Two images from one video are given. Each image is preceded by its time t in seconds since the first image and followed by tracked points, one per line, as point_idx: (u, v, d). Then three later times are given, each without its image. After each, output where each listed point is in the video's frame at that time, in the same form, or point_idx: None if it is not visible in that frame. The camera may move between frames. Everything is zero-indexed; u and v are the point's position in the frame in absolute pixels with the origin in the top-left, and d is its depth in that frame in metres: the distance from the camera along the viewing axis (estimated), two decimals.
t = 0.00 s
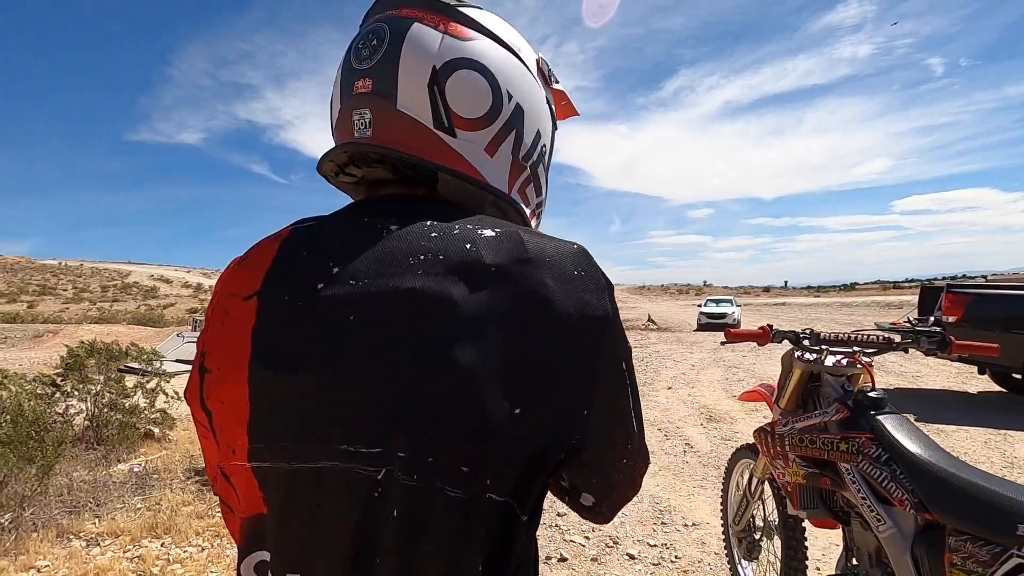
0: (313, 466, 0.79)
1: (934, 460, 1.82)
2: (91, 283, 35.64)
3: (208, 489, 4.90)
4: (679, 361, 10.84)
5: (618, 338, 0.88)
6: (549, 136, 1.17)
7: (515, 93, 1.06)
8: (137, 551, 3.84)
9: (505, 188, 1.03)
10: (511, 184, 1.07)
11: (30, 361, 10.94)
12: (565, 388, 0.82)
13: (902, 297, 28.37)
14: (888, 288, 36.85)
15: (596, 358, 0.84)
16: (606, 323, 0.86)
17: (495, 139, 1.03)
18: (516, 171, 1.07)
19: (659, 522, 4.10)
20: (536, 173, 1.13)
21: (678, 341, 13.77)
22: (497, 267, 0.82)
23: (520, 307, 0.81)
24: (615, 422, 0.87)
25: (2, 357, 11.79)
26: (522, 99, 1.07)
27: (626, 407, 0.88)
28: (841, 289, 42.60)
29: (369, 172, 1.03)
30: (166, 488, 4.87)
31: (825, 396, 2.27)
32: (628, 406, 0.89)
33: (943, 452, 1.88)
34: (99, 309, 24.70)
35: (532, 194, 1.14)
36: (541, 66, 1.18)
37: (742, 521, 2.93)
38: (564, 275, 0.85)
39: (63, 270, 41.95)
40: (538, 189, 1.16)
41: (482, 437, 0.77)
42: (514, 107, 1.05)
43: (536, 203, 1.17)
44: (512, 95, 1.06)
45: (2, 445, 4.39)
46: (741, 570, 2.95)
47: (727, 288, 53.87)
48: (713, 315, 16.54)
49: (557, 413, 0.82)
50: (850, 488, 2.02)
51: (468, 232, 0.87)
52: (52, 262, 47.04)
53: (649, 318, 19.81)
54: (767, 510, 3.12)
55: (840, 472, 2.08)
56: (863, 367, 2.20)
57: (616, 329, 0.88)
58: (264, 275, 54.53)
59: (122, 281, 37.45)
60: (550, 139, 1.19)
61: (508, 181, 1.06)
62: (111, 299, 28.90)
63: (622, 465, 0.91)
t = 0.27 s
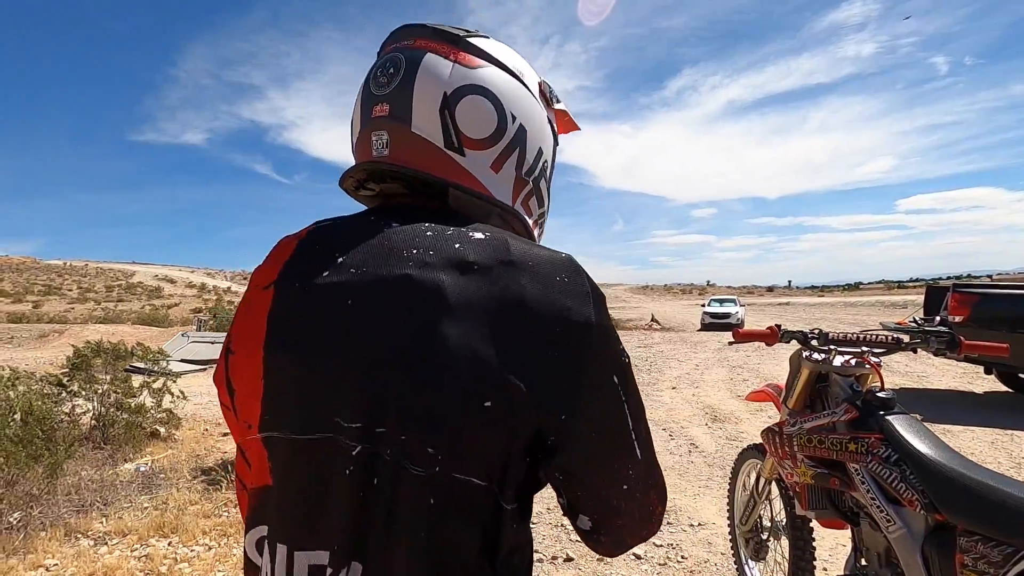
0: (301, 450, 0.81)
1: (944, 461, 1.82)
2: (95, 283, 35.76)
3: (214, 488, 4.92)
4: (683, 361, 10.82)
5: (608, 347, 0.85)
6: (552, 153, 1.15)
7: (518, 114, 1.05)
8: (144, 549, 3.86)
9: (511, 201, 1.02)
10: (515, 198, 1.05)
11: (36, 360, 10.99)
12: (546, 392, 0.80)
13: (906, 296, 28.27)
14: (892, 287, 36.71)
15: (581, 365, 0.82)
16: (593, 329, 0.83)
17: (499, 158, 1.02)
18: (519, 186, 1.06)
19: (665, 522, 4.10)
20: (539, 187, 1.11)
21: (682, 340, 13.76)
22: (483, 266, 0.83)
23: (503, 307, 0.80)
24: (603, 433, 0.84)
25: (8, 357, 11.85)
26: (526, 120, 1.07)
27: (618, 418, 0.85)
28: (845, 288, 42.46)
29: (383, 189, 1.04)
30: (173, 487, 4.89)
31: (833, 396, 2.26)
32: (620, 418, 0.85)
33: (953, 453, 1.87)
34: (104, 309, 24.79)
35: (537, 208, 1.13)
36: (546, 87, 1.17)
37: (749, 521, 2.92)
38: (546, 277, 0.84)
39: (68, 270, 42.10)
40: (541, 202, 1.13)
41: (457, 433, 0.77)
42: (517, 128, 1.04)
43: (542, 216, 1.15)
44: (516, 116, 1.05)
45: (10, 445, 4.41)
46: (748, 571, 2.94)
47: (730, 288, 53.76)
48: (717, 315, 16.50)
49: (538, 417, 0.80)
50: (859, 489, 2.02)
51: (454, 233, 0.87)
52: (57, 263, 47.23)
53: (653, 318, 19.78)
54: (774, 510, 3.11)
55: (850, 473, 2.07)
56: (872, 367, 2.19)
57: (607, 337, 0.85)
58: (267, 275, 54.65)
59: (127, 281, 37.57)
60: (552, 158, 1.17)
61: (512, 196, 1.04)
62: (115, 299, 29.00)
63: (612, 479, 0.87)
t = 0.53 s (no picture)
0: (278, 426, 0.98)
1: (952, 461, 1.81)
2: (99, 283, 35.88)
3: (219, 487, 4.94)
4: (686, 361, 10.80)
5: (518, 330, 0.83)
6: (519, 150, 1.06)
7: (458, 125, 1.02)
8: (150, 548, 3.88)
9: (459, 205, 1.00)
10: (465, 203, 1.01)
11: (42, 360, 11.03)
12: (449, 378, 0.83)
13: (910, 296, 28.18)
14: (896, 287, 36.59)
15: (483, 350, 0.83)
16: (493, 315, 0.83)
17: (440, 168, 1.01)
18: (468, 191, 1.02)
19: (670, 523, 4.09)
20: (499, 187, 1.03)
21: (685, 340, 13.74)
22: (401, 262, 0.88)
23: (407, 299, 0.85)
24: (513, 418, 0.83)
25: (14, 357, 11.90)
26: (470, 128, 1.03)
27: (530, 403, 0.83)
28: (849, 288, 42.32)
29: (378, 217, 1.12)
30: (178, 486, 4.90)
31: (839, 396, 2.26)
32: (534, 404, 0.83)
33: (960, 453, 1.87)
34: (108, 309, 24.86)
35: (506, 209, 1.03)
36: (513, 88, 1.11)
37: (755, 521, 2.92)
38: (451, 266, 0.86)
39: (72, 270, 42.24)
40: (514, 200, 1.04)
41: (377, 417, 0.86)
42: (455, 137, 1.02)
43: (520, 216, 1.04)
44: (457, 127, 1.02)
45: (17, 444, 4.43)
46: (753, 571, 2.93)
47: (734, 288, 53.62)
48: (720, 314, 16.47)
49: (443, 402, 0.83)
50: (865, 489, 2.01)
51: (386, 237, 0.95)
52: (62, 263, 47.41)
53: (656, 318, 19.76)
54: (779, 510, 3.11)
55: (856, 473, 2.07)
56: (879, 367, 2.19)
57: (517, 319, 0.84)
58: (271, 275, 54.76)
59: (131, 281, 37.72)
60: (524, 155, 1.07)
61: (459, 203, 1.01)
62: (119, 299, 29.10)
63: (535, 466, 0.85)
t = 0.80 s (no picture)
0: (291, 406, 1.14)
1: (958, 461, 1.81)
2: (103, 283, 35.96)
3: (223, 487, 4.94)
4: (690, 361, 10.78)
5: (461, 308, 0.90)
6: (479, 149, 1.09)
7: (417, 137, 1.09)
8: (154, 548, 3.88)
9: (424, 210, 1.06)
10: (430, 206, 1.08)
11: (46, 360, 11.06)
12: (404, 359, 0.93)
13: (914, 297, 28.08)
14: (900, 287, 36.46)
15: (431, 329, 0.91)
16: (438, 298, 0.91)
17: (405, 180, 1.09)
18: (431, 195, 1.08)
19: (674, 523, 4.08)
20: (462, 186, 1.07)
21: (688, 341, 13.71)
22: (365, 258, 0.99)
23: (368, 288, 0.96)
24: (464, 387, 0.91)
25: (18, 357, 11.92)
26: (429, 140, 1.09)
27: (470, 370, 0.90)
28: (852, 288, 42.20)
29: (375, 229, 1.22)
30: (181, 485, 4.91)
31: (845, 396, 2.25)
32: (481, 372, 0.90)
33: (967, 453, 1.86)
34: (112, 309, 24.90)
35: (473, 206, 1.07)
36: (473, 92, 1.15)
37: (759, 522, 2.91)
38: (401, 260, 0.95)
39: (76, 270, 42.34)
40: (478, 197, 1.08)
41: (354, 393, 0.98)
42: (414, 149, 1.08)
43: (488, 210, 1.08)
44: (416, 140, 1.09)
45: (22, 443, 4.44)
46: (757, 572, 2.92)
47: (737, 288, 53.52)
48: (724, 315, 16.42)
49: (403, 380, 0.93)
50: (871, 489, 2.00)
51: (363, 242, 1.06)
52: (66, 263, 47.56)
53: (658, 318, 19.72)
54: (783, 511, 3.10)
55: (862, 473, 2.06)
56: (885, 367, 2.18)
57: (460, 298, 0.91)
58: (274, 275, 54.83)
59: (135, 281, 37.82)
60: (484, 151, 1.09)
61: (425, 207, 1.07)
62: (123, 299, 29.16)
63: (490, 424, 0.93)
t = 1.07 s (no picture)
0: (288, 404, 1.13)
1: (961, 462, 1.80)
2: (105, 283, 36.02)
3: (224, 487, 4.94)
4: (691, 361, 10.77)
5: (448, 307, 0.90)
6: (453, 153, 1.08)
7: (393, 146, 1.09)
8: (155, 548, 3.88)
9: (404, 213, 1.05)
10: (408, 209, 1.06)
11: (49, 359, 11.09)
12: (397, 359, 0.92)
13: (916, 297, 28.02)
14: (902, 288, 36.34)
15: (423, 328, 0.90)
16: (427, 300, 0.90)
17: (384, 185, 1.08)
18: (409, 198, 1.07)
19: (675, 524, 4.07)
20: (437, 188, 1.06)
21: (689, 341, 13.69)
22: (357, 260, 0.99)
23: (361, 287, 0.95)
24: (457, 382, 0.90)
25: (20, 356, 11.93)
26: (403, 147, 1.08)
27: (462, 364, 0.90)
28: (854, 288, 42.11)
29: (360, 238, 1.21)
30: (183, 485, 4.91)
31: (847, 398, 2.25)
32: (471, 367, 0.90)
33: (969, 454, 1.85)
34: (114, 308, 24.93)
35: (447, 207, 1.06)
36: (442, 101, 1.14)
37: (761, 524, 2.90)
38: (392, 267, 0.94)
39: (78, 270, 42.40)
40: (453, 197, 1.06)
41: (351, 393, 0.98)
42: (391, 157, 1.08)
43: (463, 210, 1.07)
44: (392, 149, 1.09)
45: (25, 444, 4.44)
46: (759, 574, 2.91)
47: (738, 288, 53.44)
48: (725, 315, 16.40)
49: (398, 377, 0.93)
50: (874, 492, 2.00)
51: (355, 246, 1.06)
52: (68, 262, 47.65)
53: (660, 318, 19.70)
54: (785, 512, 3.08)
55: (865, 475, 2.05)
56: (887, 369, 2.17)
57: (446, 297, 0.90)
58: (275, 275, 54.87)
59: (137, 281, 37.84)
60: (458, 154, 1.08)
61: (404, 210, 1.06)
62: (124, 298, 29.19)
63: (481, 414, 0.92)
